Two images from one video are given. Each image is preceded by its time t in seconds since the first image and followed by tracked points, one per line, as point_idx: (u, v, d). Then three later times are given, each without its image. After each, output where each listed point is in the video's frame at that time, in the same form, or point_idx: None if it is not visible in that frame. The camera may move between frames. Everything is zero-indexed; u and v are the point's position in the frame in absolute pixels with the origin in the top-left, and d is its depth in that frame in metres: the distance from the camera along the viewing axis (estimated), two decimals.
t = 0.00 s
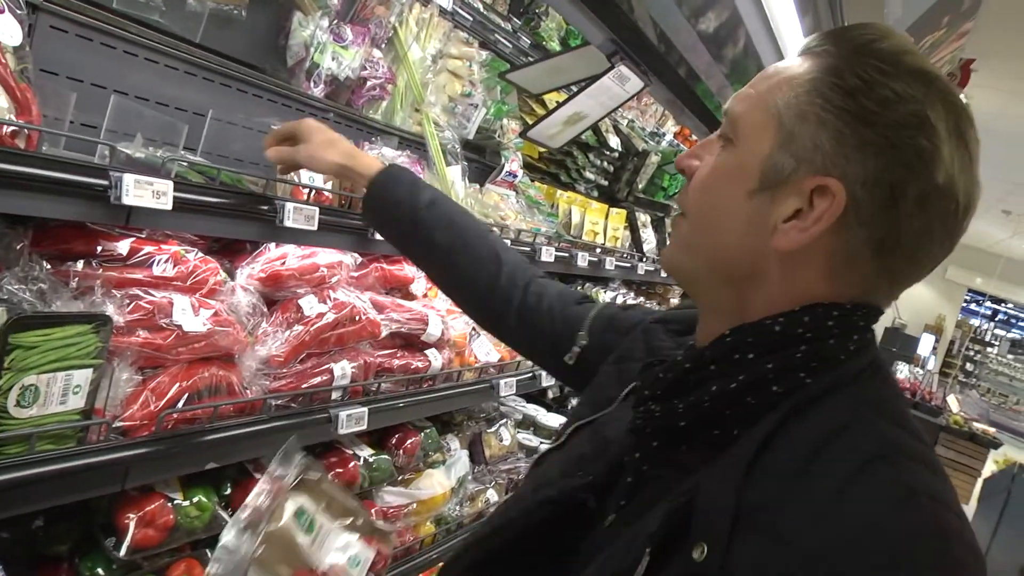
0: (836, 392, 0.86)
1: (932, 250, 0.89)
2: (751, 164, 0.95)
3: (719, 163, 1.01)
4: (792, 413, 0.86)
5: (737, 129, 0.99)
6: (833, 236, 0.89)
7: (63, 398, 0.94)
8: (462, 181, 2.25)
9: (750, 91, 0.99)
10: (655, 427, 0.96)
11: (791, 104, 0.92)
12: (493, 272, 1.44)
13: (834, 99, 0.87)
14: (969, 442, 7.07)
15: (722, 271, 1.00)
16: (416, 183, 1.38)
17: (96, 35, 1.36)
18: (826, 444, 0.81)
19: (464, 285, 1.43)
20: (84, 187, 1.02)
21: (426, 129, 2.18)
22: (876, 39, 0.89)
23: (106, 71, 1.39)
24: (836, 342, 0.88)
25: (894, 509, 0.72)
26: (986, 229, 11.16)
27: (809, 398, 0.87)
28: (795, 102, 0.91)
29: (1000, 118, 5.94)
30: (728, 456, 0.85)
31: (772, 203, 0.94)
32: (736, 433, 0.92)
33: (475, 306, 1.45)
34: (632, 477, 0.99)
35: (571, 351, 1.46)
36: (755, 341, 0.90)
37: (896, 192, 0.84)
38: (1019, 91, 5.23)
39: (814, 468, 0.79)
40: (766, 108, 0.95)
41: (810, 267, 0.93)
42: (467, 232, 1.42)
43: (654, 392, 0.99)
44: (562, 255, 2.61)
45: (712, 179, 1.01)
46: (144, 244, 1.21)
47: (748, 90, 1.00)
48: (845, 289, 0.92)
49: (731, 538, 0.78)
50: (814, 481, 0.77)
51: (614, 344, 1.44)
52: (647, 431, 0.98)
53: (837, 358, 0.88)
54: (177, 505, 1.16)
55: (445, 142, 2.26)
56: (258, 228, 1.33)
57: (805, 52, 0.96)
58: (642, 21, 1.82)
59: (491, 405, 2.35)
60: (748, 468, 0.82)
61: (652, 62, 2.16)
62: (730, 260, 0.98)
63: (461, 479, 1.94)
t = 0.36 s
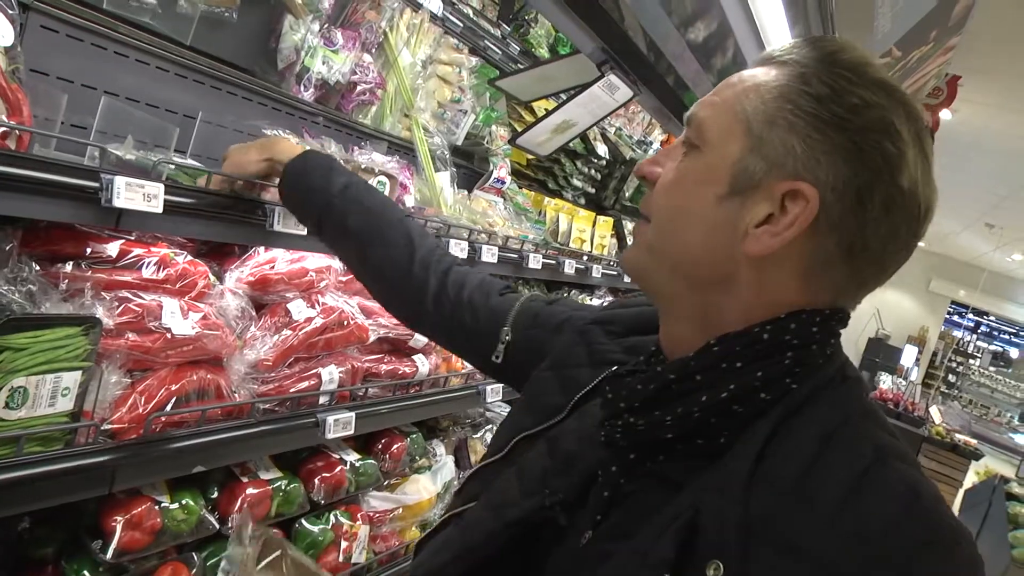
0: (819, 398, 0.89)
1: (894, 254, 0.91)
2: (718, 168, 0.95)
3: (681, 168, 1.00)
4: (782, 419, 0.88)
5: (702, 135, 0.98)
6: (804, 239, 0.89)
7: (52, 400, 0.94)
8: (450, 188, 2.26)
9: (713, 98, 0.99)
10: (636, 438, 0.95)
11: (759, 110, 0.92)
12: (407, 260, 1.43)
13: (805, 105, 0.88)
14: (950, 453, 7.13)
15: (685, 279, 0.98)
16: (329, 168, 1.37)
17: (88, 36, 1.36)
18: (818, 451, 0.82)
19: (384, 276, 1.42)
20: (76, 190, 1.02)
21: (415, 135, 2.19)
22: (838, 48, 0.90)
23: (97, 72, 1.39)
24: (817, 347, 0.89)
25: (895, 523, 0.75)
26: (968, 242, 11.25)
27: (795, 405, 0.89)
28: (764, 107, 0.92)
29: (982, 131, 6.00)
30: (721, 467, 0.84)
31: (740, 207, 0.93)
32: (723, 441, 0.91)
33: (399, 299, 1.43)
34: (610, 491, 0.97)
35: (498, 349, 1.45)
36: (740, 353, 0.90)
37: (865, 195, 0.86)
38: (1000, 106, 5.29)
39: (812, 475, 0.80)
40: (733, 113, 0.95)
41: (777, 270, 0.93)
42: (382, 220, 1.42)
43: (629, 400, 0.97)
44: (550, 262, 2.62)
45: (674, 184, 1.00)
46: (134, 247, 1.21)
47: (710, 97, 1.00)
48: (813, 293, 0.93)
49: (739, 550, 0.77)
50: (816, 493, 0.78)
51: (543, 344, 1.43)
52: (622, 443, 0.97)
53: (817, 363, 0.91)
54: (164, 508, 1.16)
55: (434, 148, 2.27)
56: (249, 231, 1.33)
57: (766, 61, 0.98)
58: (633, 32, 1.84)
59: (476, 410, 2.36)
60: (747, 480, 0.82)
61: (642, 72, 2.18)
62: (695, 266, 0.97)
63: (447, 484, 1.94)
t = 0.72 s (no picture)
0: (839, 401, 0.88)
1: (918, 260, 0.92)
2: (749, 179, 0.92)
3: (705, 175, 0.97)
4: (803, 425, 0.87)
5: (728, 141, 0.95)
6: (840, 254, 0.89)
7: (63, 404, 0.93)
8: (459, 189, 2.26)
9: (735, 102, 0.96)
10: (655, 442, 0.94)
11: (790, 119, 0.89)
12: (424, 274, 1.42)
13: (840, 117, 0.86)
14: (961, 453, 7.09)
15: (715, 293, 0.96)
16: (353, 186, 1.34)
17: (96, 39, 1.36)
18: (841, 456, 0.81)
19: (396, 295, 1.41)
20: (86, 193, 1.02)
21: (424, 136, 2.18)
22: (860, 51, 0.89)
23: (106, 75, 1.40)
24: (841, 353, 0.89)
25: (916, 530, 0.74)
26: (979, 241, 11.20)
27: (816, 411, 0.88)
28: (796, 116, 0.89)
29: (992, 130, 5.97)
30: (742, 471, 0.84)
31: (774, 220, 0.91)
32: (744, 446, 0.91)
33: (411, 315, 1.43)
34: (625, 494, 0.97)
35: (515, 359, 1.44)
36: (765, 358, 0.89)
37: (901, 208, 0.86)
38: (1010, 105, 5.27)
39: (834, 480, 0.79)
40: (762, 120, 0.92)
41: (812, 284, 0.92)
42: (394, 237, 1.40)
43: (651, 403, 0.96)
44: (559, 263, 2.62)
45: (699, 192, 0.97)
46: (144, 249, 1.21)
47: (729, 99, 0.97)
48: (842, 303, 0.93)
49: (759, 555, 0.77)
50: (840, 498, 0.78)
51: (557, 353, 1.40)
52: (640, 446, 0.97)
53: (840, 368, 0.90)
54: (175, 510, 1.16)
55: (443, 149, 2.27)
56: (259, 234, 1.33)
57: (786, 61, 0.95)
58: (642, 34, 1.84)
59: (486, 412, 2.35)
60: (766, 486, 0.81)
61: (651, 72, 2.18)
62: (726, 281, 0.95)
63: (457, 486, 1.94)
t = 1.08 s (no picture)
0: (836, 403, 0.88)
1: (923, 250, 0.90)
2: (735, 174, 0.94)
3: (697, 172, 1.00)
4: (795, 426, 0.87)
5: (717, 138, 0.97)
6: (826, 243, 0.88)
7: (52, 403, 0.93)
8: (448, 184, 2.25)
9: (727, 98, 0.97)
10: (650, 438, 0.97)
11: (775, 111, 0.90)
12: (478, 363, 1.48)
13: (822, 105, 0.86)
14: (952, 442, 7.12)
15: (713, 287, 0.99)
16: (426, 261, 1.41)
17: (79, 37, 1.36)
18: (831, 459, 0.81)
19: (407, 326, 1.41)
20: (71, 191, 1.01)
21: (412, 132, 2.18)
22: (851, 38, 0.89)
23: (91, 74, 1.39)
24: (836, 353, 0.90)
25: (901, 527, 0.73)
26: (967, 231, 11.24)
27: (809, 412, 0.88)
28: (778, 108, 0.90)
29: (980, 120, 5.99)
30: (733, 471, 0.85)
31: (761, 212, 0.93)
32: (737, 447, 0.92)
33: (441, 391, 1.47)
34: (623, 490, 0.99)
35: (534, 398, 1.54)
36: (757, 357, 0.91)
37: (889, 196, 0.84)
38: (998, 95, 5.28)
39: (825, 483, 0.79)
40: (747, 115, 0.93)
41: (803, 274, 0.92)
42: (441, 287, 1.45)
43: (648, 402, 0.99)
44: (549, 258, 2.63)
45: (692, 189, 1.00)
46: (131, 248, 1.21)
47: (724, 95, 0.99)
48: (837, 295, 0.92)
49: (737, 552, 0.78)
50: (829, 497, 0.78)
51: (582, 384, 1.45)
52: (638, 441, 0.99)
53: (838, 370, 0.91)
54: (167, 509, 1.16)
55: (431, 145, 2.27)
56: (248, 231, 1.33)
57: (779, 54, 0.96)
58: (629, 27, 1.83)
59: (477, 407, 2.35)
60: (753, 485, 0.82)
61: (638, 66, 2.18)
62: (719, 274, 0.97)
63: (450, 480, 1.94)
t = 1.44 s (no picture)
0: (843, 402, 0.87)
1: (933, 224, 0.90)
2: (734, 178, 0.93)
3: (691, 180, 0.99)
4: (801, 422, 0.86)
5: (708, 143, 0.96)
6: (840, 233, 0.88)
7: (48, 395, 0.92)
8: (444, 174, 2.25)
9: (710, 101, 0.96)
10: (657, 432, 0.97)
11: (768, 108, 0.90)
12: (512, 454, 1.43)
13: (816, 97, 0.85)
14: (953, 427, 7.12)
15: (722, 291, 0.98)
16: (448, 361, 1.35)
17: (73, 31, 1.35)
18: (834, 458, 0.81)
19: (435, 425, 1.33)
20: (65, 184, 1.01)
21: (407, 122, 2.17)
22: (835, 19, 0.88)
23: (85, 67, 1.39)
24: (845, 348, 0.88)
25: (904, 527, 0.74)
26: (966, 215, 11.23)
27: (817, 407, 0.87)
28: (769, 105, 0.89)
29: (978, 103, 5.97)
30: (733, 467, 0.86)
31: (766, 212, 0.92)
32: (744, 444, 0.91)
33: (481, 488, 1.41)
34: (631, 485, 1.00)
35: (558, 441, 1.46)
36: (762, 354, 0.90)
37: (896, 177, 0.84)
38: (996, 78, 5.26)
39: (827, 481, 0.80)
40: (737, 116, 0.93)
41: (816, 267, 0.92)
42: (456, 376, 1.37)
43: (654, 397, 0.99)
44: (546, 246, 2.62)
45: (687, 197, 0.99)
46: (127, 240, 1.21)
47: (708, 96, 0.98)
48: (848, 283, 0.92)
49: (734, 546, 0.79)
50: (827, 495, 0.78)
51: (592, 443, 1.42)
52: (647, 435, 0.99)
53: (847, 365, 0.89)
54: (167, 499, 1.16)
55: (426, 134, 2.27)
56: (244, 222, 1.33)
57: (756, 49, 0.95)
58: (624, 15, 1.83)
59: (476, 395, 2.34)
60: (754, 481, 0.82)
61: (634, 53, 2.17)
62: (727, 278, 0.96)
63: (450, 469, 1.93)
